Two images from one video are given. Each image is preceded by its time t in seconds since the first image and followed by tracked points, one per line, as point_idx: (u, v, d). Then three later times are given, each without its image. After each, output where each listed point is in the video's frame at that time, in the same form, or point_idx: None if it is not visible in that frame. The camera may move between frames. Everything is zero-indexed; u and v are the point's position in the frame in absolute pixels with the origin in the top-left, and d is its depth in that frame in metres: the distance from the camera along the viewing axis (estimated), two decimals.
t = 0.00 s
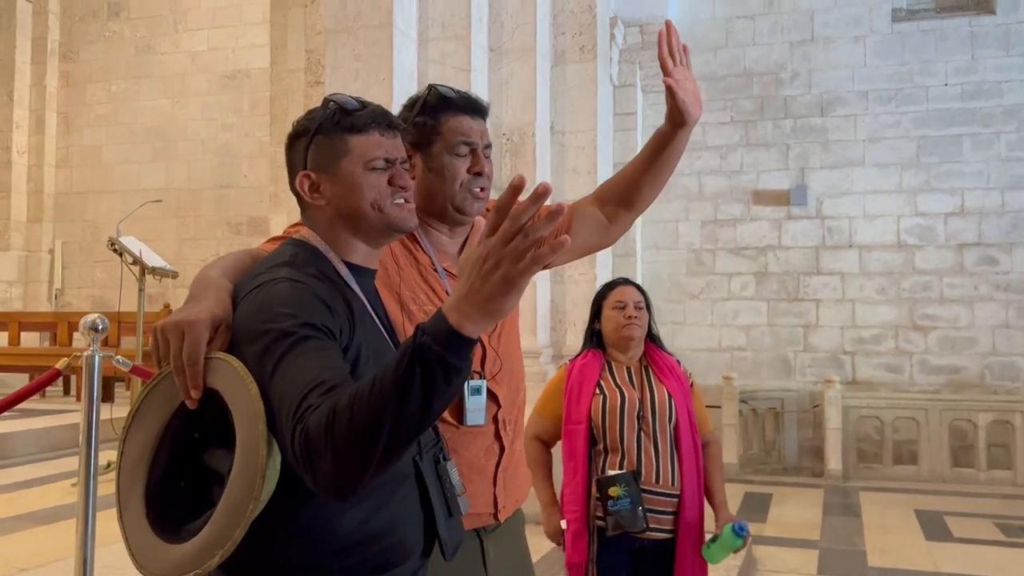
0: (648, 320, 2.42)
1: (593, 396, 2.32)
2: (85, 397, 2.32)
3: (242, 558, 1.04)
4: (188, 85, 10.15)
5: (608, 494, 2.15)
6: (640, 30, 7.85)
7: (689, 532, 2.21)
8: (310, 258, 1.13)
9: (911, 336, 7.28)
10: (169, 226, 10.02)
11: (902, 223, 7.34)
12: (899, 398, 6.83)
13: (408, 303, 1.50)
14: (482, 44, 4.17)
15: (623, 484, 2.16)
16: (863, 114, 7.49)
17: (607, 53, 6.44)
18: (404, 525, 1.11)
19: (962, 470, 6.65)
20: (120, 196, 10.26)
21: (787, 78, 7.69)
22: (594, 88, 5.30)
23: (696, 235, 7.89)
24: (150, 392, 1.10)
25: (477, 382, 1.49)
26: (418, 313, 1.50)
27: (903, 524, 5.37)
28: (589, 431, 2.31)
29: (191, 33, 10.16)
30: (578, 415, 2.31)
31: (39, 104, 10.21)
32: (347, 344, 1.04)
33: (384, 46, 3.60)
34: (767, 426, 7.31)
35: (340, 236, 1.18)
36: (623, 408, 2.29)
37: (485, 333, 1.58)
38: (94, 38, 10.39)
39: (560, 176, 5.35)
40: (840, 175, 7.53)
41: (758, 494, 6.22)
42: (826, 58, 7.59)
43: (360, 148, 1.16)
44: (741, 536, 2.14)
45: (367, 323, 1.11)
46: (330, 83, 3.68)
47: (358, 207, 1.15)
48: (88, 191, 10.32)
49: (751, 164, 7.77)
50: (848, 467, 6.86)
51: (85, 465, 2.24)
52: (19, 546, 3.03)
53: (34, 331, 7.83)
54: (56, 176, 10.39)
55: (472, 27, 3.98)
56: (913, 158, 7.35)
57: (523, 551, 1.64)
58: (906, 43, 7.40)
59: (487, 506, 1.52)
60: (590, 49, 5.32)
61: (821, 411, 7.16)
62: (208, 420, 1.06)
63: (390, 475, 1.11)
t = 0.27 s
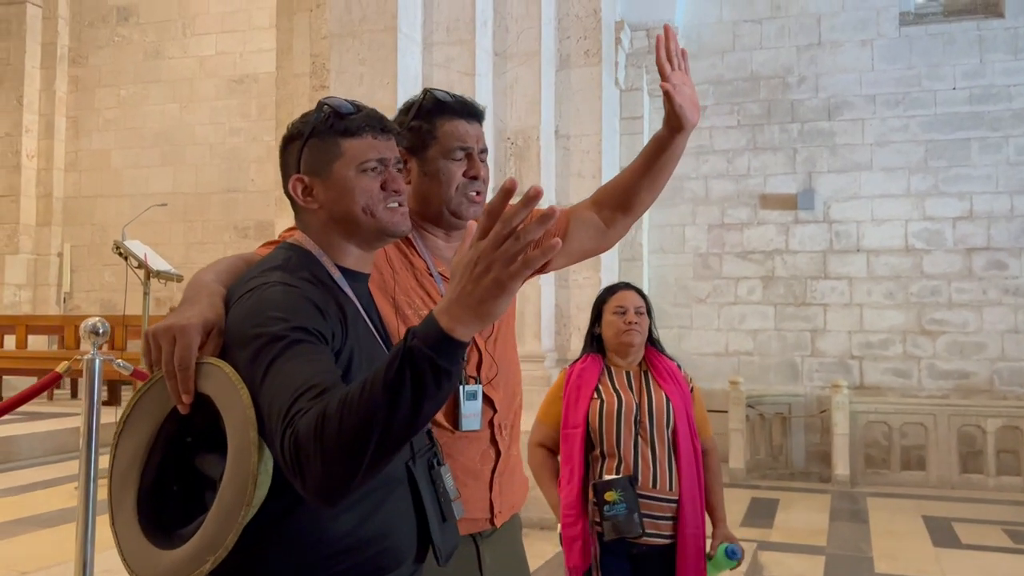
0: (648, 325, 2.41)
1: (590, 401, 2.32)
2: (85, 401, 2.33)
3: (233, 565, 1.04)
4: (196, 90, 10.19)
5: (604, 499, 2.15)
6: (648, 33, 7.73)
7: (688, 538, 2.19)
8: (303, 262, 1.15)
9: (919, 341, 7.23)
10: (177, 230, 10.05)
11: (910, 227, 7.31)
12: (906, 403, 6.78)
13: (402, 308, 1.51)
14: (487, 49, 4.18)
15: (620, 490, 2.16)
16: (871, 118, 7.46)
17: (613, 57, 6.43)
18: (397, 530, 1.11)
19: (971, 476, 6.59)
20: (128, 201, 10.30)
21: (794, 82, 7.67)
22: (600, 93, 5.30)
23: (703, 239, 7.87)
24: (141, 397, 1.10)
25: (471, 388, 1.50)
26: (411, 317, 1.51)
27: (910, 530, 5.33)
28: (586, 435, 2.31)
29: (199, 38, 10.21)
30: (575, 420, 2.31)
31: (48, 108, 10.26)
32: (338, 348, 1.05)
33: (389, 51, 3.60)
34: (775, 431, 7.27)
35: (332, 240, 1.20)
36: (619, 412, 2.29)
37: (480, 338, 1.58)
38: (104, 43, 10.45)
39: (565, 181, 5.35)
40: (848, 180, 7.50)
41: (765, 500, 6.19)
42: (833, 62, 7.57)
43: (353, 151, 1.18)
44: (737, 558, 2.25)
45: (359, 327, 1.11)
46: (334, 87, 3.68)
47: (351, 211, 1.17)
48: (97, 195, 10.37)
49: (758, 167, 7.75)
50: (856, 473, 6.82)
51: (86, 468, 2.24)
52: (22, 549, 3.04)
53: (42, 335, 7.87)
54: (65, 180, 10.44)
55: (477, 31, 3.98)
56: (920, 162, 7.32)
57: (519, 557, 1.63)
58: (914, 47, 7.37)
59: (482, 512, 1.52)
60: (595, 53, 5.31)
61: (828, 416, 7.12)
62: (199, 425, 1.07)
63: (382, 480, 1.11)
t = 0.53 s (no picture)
0: (648, 329, 2.41)
1: (593, 403, 2.31)
2: (86, 405, 2.33)
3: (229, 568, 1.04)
4: (202, 94, 10.23)
5: (607, 501, 2.14)
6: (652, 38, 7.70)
7: (688, 541, 2.18)
8: (300, 267, 1.15)
9: (925, 345, 7.21)
10: (183, 233, 10.09)
11: (916, 231, 7.29)
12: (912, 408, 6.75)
13: (400, 312, 1.52)
14: (490, 53, 4.18)
15: (622, 492, 2.16)
16: (877, 122, 7.44)
17: (618, 61, 6.44)
18: (395, 533, 1.11)
19: (977, 481, 6.56)
20: (134, 204, 10.34)
21: (800, 85, 7.66)
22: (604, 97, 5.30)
23: (708, 243, 7.86)
24: (136, 402, 1.10)
25: (468, 392, 1.50)
26: (410, 321, 1.51)
27: (916, 536, 5.30)
28: (590, 437, 2.29)
29: (205, 42, 10.26)
30: (579, 422, 2.30)
31: (55, 113, 10.31)
32: (335, 351, 1.06)
33: (392, 55, 3.61)
34: (780, 436, 7.25)
35: (329, 244, 1.20)
36: (621, 415, 2.29)
37: (478, 342, 1.58)
38: (111, 48, 10.50)
39: (569, 185, 5.36)
40: (853, 184, 7.48)
41: (770, 504, 6.17)
42: (838, 66, 7.56)
43: (349, 154, 1.18)
44: (726, 562, 2.19)
45: (357, 332, 1.12)
46: (338, 91, 3.69)
47: (348, 215, 1.18)
48: (103, 199, 10.41)
49: (763, 171, 7.74)
50: (861, 478, 6.79)
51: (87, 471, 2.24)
52: (25, 552, 3.05)
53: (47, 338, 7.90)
54: (72, 184, 10.49)
55: (480, 35, 3.99)
56: (926, 166, 7.30)
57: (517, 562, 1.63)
58: (919, 51, 7.36)
59: (480, 516, 1.52)
60: (599, 57, 5.31)
61: (833, 421, 7.10)
62: (197, 429, 1.08)
63: (379, 483, 1.11)
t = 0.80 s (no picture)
0: (649, 332, 2.41)
1: (593, 405, 2.31)
2: (88, 408, 2.33)
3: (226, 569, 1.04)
4: (205, 97, 10.26)
5: (609, 503, 2.14)
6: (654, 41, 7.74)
7: (690, 542, 2.19)
8: (300, 267, 1.16)
9: (928, 348, 7.20)
10: (185, 237, 10.11)
11: (918, 235, 7.29)
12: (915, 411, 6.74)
13: (400, 311, 1.54)
14: (492, 57, 4.19)
15: (625, 493, 2.16)
16: (878, 125, 7.45)
17: (620, 65, 6.44)
18: (396, 535, 1.12)
19: (980, 485, 6.55)
20: (137, 208, 10.37)
21: (801, 89, 7.67)
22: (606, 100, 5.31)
23: (710, 246, 7.86)
24: (138, 404, 1.11)
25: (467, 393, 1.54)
26: (411, 322, 1.54)
27: (918, 539, 5.29)
28: (590, 440, 2.29)
29: (208, 46, 10.28)
30: (579, 424, 2.30)
31: (59, 117, 10.32)
32: (337, 355, 1.06)
33: (394, 59, 3.62)
34: (782, 439, 7.24)
35: (330, 248, 1.22)
36: (622, 418, 2.29)
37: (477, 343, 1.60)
38: (114, 52, 10.52)
39: (570, 189, 5.38)
40: (856, 187, 7.48)
41: (772, 508, 6.16)
42: (840, 69, 7.56)
43: (348, 158, 1.20)
44: (726, 565, 2.24)
45: (359, 334, 1.13)
46: (340, 95, 3.70)
47: (350, 219, 1.19)
48: (106, 203, 10.43)
49: (765, 175, 7.74)
50: (863, 482, 6.78)
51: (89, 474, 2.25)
52: (27, 555, 3.05)
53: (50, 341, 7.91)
54: (75, 187, 10.51)
55: (482, 39, 4.00)
56: (929, 170, 7.30)
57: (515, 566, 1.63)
58: (921, 55, 7.36)
59: (478, 521, 1.53)
60: (601, 61, 5.33)
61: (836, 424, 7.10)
62: (198, 432, 1.08)
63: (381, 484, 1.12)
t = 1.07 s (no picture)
0: (647, 333, 2.42)
1: (594, 408, 2.32)
2: (91, 412, 2.34)
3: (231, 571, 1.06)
4: (204, 100, 10.27)
5: (611, 505, 2.16)
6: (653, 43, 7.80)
7: (691, 542, 2.20)
8: (306, 270, 1.18)
9: (927, 350, 7.21)
10: (185, 240, 10.11)
11: (916, 237, 7.30)
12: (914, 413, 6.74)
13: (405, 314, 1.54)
14: (492, 60, 4.20)
15: (627, 495, 2.17)
16: (877, 128, 7.47)
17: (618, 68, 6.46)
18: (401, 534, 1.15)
19: (979, 486, 6.56)
20: (136, 211, 10.37)
21: (800, 91, 7.69)
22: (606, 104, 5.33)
23: (709, 249, 7.88)
24: (139, 406, 1.11)
25: (472, 389, 1.54)
26: (415, 322, 1.54)
27: (918, 541, 5.30)
28: (592, 442, 2.30)
29: (207, 49, 10.30)
30: (581, 426, 2.30)
31: (58, 120, 10.32)
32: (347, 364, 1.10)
33: (395, 62, 3.63)
34: (782, 441, 7.25)
35: (333, 248, 1.23)
36: (623, 420, 2.30)
37: (482, 342, 1.61)
38: (113, 55, 10.53)
39: (570, 192, 5.39)
40: (854, 189, 7.50)
41: (772, 510, 6.16)
42: (838, 72, 7.59)
43: (348, 160, 1.23)
44: (726, 569, 2.20)
45: (368, 338, 1.16)
46: (341, 99, 3.72)
47: (351, 218, 1.21)
48: (105, 206, 10.43)
49: (764, 177, 7.75)
50: (863, 483, 6.79)
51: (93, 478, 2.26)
52: (29, 558, 3.06)
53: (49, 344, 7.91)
54: (74, 190, 10.50)
55: (482, 43, 4.02)
56: (927, 172, 7.31)
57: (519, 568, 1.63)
58: (919, 57, 7.38)
59: (483, 522, 1.53)
60: (600, 64, 5.35)
61: (835, 426, 7.11)
62: (201, 434, 1.09)
63: (387, 487, 1.14)
